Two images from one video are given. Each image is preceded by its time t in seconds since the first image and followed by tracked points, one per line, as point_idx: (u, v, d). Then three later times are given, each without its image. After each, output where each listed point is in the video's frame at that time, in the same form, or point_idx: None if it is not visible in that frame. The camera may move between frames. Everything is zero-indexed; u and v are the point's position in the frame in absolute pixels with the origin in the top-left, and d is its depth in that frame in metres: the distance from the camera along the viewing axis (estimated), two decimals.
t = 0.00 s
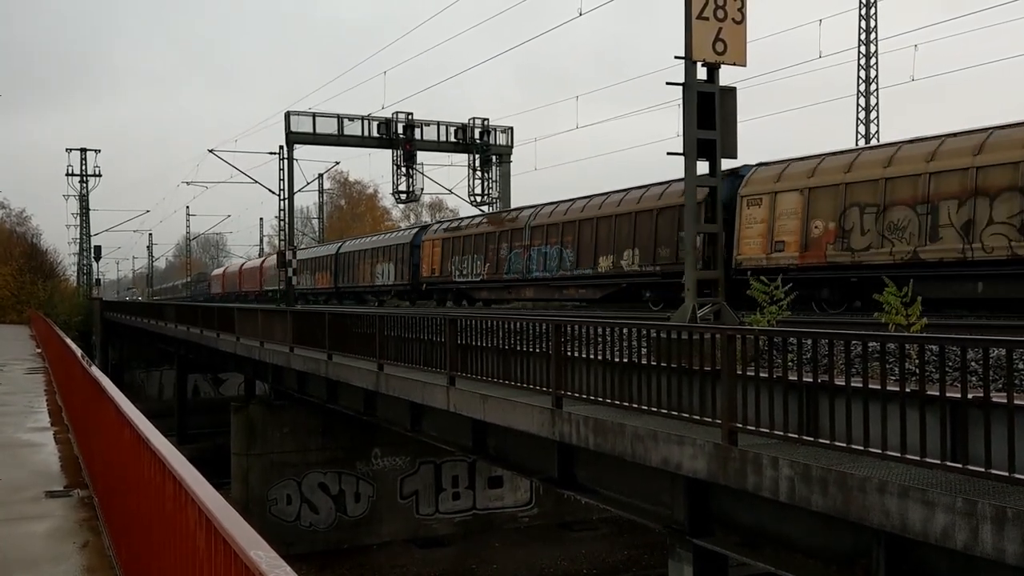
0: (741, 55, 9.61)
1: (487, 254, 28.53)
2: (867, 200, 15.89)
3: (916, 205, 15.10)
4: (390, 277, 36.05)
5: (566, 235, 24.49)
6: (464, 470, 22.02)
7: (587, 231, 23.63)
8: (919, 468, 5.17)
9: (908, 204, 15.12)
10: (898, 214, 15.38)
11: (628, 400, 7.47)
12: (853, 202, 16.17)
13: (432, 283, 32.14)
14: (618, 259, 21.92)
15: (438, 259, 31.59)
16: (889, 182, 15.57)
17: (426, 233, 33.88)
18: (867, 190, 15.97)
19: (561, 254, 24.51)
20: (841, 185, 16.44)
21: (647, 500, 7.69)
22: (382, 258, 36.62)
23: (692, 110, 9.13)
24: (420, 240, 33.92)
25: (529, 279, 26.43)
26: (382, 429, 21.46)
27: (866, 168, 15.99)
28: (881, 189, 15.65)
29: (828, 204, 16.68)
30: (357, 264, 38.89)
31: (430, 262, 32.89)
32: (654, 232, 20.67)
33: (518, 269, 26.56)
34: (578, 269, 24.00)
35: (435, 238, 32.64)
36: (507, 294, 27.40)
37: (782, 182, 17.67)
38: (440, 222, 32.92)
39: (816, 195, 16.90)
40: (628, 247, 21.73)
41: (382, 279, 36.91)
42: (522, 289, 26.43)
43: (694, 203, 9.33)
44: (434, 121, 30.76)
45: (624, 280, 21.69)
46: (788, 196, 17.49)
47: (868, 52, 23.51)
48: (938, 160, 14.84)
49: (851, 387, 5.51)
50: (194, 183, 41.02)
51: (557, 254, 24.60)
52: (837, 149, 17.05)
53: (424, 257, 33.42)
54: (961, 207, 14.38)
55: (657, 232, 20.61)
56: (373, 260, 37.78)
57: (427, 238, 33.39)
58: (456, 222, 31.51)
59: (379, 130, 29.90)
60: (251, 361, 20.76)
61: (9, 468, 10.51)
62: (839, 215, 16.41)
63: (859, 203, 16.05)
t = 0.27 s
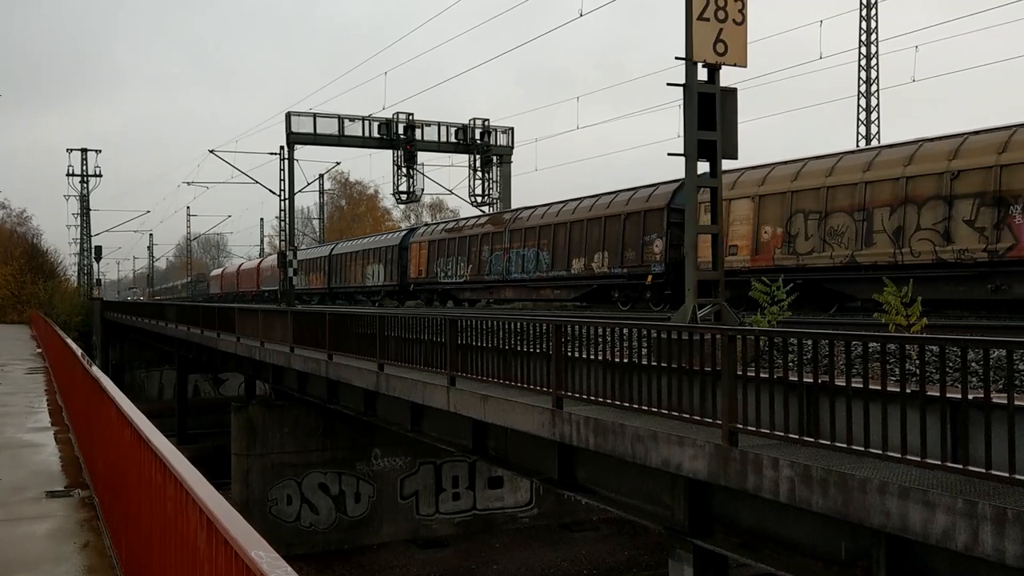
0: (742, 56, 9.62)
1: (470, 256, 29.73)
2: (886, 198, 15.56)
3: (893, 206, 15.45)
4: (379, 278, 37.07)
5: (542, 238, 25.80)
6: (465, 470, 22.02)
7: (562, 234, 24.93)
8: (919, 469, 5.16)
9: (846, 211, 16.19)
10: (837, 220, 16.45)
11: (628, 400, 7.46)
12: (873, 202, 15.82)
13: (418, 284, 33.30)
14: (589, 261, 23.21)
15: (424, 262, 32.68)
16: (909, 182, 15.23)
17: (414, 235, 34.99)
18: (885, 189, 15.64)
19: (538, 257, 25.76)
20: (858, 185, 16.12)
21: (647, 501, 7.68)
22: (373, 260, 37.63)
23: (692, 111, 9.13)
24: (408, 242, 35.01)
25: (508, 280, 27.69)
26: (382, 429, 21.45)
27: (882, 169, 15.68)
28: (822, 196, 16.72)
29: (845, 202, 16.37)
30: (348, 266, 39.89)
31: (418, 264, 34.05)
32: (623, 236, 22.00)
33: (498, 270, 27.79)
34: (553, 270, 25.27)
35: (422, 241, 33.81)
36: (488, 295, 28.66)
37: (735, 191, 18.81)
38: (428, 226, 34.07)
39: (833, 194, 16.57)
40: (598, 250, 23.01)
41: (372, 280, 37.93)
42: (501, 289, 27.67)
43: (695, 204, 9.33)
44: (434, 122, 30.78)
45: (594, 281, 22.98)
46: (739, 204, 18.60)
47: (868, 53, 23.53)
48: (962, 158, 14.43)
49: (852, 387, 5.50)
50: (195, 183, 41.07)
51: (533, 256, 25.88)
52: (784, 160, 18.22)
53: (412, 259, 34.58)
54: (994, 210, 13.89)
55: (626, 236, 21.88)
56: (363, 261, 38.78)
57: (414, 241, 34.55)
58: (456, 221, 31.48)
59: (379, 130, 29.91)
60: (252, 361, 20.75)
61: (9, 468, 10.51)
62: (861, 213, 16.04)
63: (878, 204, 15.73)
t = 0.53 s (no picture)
0: (742, 57, 9.62)
1: (454, 258, 30.99)
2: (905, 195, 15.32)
3: (834, 213, 16.67)
4: (370, 279, 38.11)
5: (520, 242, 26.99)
6: (465, 471, 22.03)
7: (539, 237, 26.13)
8: (920, 470, 5.15)
9: (792, 218, 17.46)
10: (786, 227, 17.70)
11: (629, 401, 7.47)
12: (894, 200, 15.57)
13: (406, 285, 34.53)
14: (563, 264, 24.37)
15: (410, 264, 33.77)
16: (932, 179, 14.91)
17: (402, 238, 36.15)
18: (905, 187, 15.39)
19: (516, 259, 27.05)
20: (875, 184, 15.92)
21: (647, 502, 7.69)
22: (363, 261, 38.54)
23: (693, 112, 9.14)
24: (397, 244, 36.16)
25: (490, 282, 28.92)
26: (383, 430, 21.44)
27: (901, 167, 15.48)
28: (771, 204, 18.04)
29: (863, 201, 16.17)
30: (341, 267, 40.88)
31: (406, 265, 35.26)
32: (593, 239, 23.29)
33: (479, 272, 28.99)
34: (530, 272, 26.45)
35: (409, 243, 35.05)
36: (471, 296, 29.84)
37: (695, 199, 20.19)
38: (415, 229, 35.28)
39: (851, 193, 16.38)
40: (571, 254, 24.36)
41: (364, 281, 38.99)
42: (482, 290, 28.84)
43: (695, 205, 9.33)
44: (435, 122, 30.80)
45: (567, 282, 24.15)
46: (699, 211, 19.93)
47: (869, 54, 23.54)
48: (1004, 155, 13.80)
49: (852, 389, 5.50)
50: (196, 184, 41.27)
51: (512, 258, 27.09)
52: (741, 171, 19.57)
53: (400, 261, 35.69)
54: (954, 216, 14.55)
55: (596, 239, 23.20)
56: (355, 263, 39.80)
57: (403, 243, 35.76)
58: (458, 222, 31.48)
59: (380, 131, 29.95)
60: (252, 362, 20.75)
61: (10, 469, 10.52)
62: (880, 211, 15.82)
63: (897, 203, 15.48)
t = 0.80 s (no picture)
0: (743, 59, 9.63)
1: (440, 261, 32.29)
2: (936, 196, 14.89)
3: (853, 212, 16.33)
4: (362, 281, 39.16)
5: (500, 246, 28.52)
6: (466, 472, 22.02)
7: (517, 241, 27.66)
8: (920, 471, 5.15)
9: (743, 224, 18.72)
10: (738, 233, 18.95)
11: (629, 403, 7.46)
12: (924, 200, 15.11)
13: (395, 287, 35.77)
14: (539, 267, 25.92)
15: (398, 266, 34.90)
16: (975, 178, 14.32)
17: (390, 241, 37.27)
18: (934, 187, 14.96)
19: (497, 262, 28.42)
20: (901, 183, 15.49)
21: (648, 503, 7.69)
22: (355, 264, 39.62)
23: (694, 113, 9.14)
24: (387, 248, 37.30)
25: (474, 284, 30.21)
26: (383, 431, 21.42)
27: (931, 165, 15.02)
28: (755, 207, 18.46)
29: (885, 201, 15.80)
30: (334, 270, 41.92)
31: (396, 268, 36.44)
32: (567, 244, 24.74)
33: (463, 274, 30.41)
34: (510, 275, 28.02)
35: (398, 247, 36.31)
36: (456, 297, 31.12)
37: (658, 206, 21.65)
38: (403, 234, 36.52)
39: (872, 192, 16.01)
40: (548, 258, 25.78)
41: (356, 283, 40.03)
42: (465, 292, 30.25)
43: (696, 206, 9.33)
44: (436, 124, 30.80)
45: (542, 285, 25.69)
46: (662, 217, 21.36)
47: (870, 55, 23.53)
48: None
49: (853, 391, 5.49)
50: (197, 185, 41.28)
51: (493, 262, 28.56)
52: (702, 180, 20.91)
53: (389, 263, 36.95)
54: (887, 224, 15.69)
55: (571, 244, 24.61)
56: (347, 266, 40.83)
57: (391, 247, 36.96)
58: (459, 223, 31.48)
59: (381, 132, 29.97)
60: (253, 363, 20.74)
61: (10, 469, 10.54)
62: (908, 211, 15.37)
63: (929, 203, 15.01)
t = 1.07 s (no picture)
0: (744, 59, 9.62)
1: (427, 264, 33.42)
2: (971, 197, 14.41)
3: (889, 211, 15.69)
4: (354, 283, 40.08)
5: (481, 248, 29.69)
6: (466, 473, 22.02)
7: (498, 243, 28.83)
8: (922, 472, 5.15)
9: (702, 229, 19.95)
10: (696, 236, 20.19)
11: (630, 403, 7.46)
12: (960, 198, 14.60)
13: (385, 288, 36.86)
14: (518, 269, 27.01)
15: (387, 267, 35.91)
16: (999, 175, 14.03)
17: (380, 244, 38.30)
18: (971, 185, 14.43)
19: (479, 264, 29.56)
20: (937, 180, 14.97)
21: (648, 504, 7.69)
22: (348, 265, 40.51)
23: (695, 114, 9.14)
24: (377, 250, 38.31)
25: (458, 285, 31.31)
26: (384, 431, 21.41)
27: (968, 161, 14.50)
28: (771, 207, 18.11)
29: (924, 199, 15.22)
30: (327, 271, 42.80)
31: (385, 270, 37.51)
32: (542, 247, 25.97)
33: (448, 275, 31.55)
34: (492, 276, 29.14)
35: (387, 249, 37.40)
36: (442, 298, 32.21)
37: (626, 211, 22.86)
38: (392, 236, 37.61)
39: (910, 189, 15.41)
40: (524, 260, 27.03)
41: (348, 285, 40.97)
42: (451, 293, 31.38)
43: (697, 207, 9.33)
44: (437, 124, 30.79)
45: (520, 286, 26.77)
46: (630, 221, 22.57)
47: (871, 55, 23.52)
48: None
49: (855, 392, 5.49)
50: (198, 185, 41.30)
51: (475, 264, 29.71)
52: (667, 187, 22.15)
53: (379, 265, 37.97)
54: (828, 229, 16.89)
55: (546, 247, 25.86)
56: (341, 267, 41.75)
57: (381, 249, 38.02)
58: (460, 223, 31.45)
59: (382, 133, 29.99)
60: (254, 364, 20.73)
61: (11, 470, 10.54)
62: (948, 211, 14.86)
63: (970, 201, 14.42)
